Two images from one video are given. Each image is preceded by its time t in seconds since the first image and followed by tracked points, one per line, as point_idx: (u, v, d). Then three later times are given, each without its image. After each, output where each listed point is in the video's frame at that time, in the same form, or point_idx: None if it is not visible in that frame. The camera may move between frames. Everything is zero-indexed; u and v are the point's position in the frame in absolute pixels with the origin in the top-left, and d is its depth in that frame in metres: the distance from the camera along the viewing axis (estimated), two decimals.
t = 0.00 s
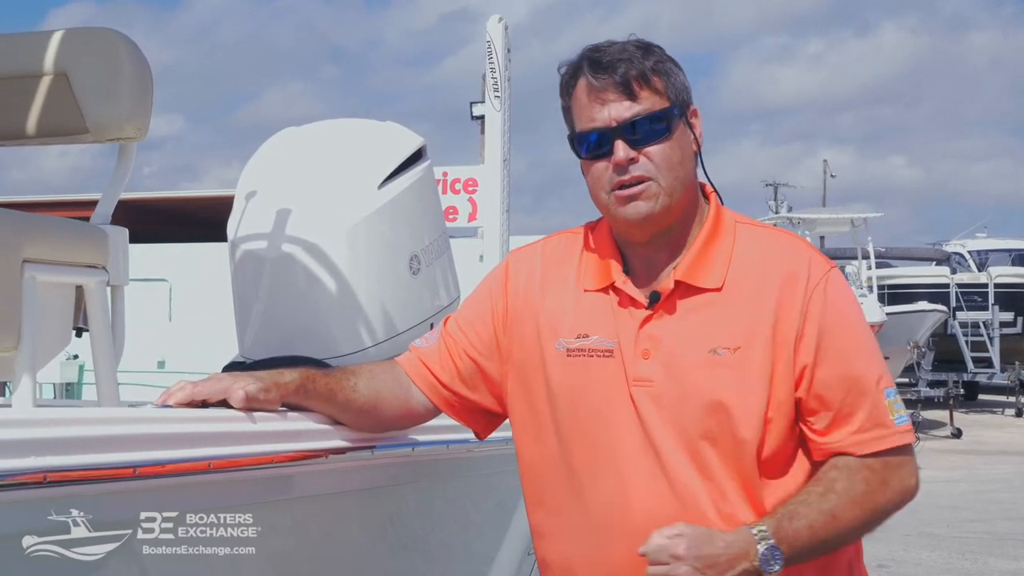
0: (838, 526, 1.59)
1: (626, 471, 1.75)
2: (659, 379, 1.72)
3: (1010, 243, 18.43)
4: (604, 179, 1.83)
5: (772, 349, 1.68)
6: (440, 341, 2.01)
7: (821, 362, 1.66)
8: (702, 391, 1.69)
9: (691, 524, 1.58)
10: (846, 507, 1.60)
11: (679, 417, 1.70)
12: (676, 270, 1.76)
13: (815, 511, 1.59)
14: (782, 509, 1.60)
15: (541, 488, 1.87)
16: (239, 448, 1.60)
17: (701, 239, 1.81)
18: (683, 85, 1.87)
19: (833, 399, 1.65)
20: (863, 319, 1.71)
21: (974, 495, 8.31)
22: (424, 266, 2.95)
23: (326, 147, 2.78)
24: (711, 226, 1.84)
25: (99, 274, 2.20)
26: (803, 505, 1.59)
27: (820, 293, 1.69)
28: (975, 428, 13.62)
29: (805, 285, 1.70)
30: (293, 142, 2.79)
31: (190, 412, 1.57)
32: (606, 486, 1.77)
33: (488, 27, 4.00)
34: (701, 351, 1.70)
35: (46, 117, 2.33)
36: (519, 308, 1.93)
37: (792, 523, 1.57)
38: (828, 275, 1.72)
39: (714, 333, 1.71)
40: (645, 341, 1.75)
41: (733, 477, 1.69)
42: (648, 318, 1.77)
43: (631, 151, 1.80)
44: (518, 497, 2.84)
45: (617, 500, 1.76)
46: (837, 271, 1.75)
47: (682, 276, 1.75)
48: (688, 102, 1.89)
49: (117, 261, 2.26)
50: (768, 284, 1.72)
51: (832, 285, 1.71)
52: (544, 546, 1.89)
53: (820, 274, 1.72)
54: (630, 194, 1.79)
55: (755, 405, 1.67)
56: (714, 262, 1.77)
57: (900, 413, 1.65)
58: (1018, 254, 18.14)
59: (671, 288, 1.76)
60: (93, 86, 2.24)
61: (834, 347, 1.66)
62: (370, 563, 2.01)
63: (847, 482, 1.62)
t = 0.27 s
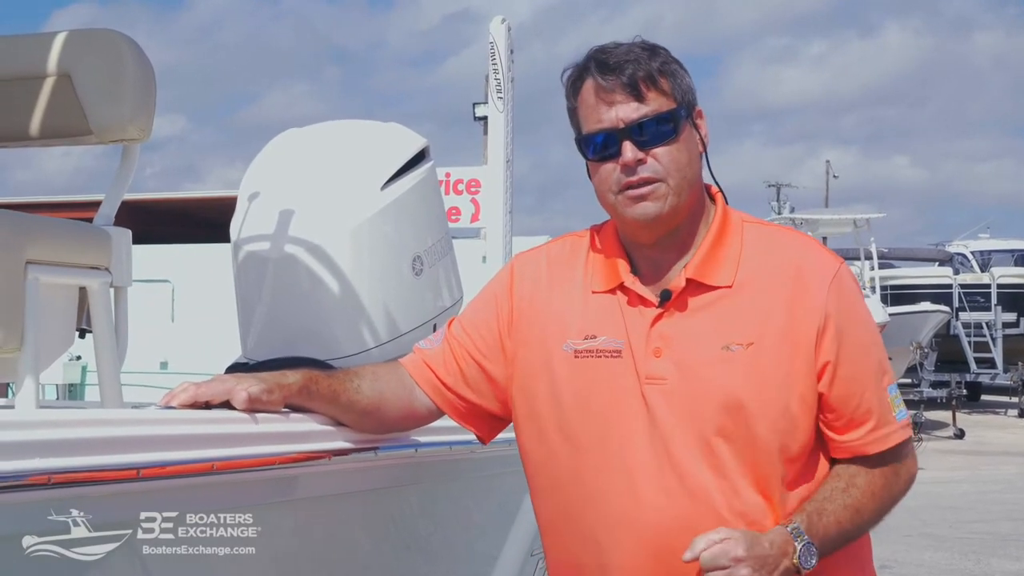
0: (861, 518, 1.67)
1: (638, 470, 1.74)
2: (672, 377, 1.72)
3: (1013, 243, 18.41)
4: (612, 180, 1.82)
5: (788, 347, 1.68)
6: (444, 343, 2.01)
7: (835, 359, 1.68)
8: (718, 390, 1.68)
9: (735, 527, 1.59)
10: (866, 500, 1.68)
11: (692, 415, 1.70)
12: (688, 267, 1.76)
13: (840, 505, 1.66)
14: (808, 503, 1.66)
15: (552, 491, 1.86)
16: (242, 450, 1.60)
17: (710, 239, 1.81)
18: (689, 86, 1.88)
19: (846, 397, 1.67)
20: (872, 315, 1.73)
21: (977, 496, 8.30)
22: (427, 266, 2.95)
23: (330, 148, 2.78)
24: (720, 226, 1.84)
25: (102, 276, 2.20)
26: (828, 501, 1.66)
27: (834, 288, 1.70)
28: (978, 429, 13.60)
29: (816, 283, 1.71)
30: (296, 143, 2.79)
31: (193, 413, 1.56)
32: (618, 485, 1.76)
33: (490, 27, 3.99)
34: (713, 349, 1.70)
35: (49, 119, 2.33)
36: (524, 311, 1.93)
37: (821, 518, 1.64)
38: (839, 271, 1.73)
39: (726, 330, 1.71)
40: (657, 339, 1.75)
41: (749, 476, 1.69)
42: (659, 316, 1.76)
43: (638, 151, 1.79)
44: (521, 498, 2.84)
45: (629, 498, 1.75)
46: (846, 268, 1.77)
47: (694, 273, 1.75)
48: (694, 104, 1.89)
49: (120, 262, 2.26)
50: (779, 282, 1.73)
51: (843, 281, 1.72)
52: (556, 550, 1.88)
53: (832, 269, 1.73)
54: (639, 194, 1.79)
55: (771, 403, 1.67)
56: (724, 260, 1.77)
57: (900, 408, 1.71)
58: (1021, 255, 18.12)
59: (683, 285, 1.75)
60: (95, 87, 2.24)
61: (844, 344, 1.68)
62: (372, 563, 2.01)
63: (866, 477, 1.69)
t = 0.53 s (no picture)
0: (863, 515, 1.67)
1: (641, 470, 1.74)
2: (675, 378, 1.71)
3: (1012, 244, 18.42)
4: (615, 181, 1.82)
5: (791, 347, 1.68)
6: (445, 344, 2.01)
7: (837, 359, 1.67)
8: (722, 390, 1.68)
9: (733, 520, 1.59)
10: (868, 498, 1.67)
11: (696, 416, 1.69)
12: (690, 268, 1.76)
13: (842, 502, 1.66)
14: (810, 499, 1.66)
15: (555, 493, 1.85)
16: (243, 451, 1.60)
17: (712, 239, 1.80)
18: (691, 87, 1.88)
19: (847, 397, 1.67)
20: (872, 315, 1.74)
21: (976, 497, 8.30)
22: (427, 267, 2.95)
23: (330, 149, 2.78)
24: (722, 226, 1.84)
25: (103, 277, 2.20)
26: (830, 496, 1.66)
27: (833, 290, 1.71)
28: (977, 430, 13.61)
29: (819, 284, 1.71)
30: (296, 144, 2.79)
31: (195, 415, 1.56)
32: (621, 485, 1.75)
33: (490, 28, 3.99)
34: (716, 349, 1.70)
35: (49, 119, 2.33)
36: (526, 314, 1.93)
37: (823, 515, 1.63)
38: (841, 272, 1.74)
39: (729, 330, 1.71)
40: (660, 340, 1.75)
41: (753, 477, 1.68)
42: (662, 317, 1.76)
43: (641, 152, 1.79)
44: (521, 498, 2.84)
45: (632, 498, 1.74)
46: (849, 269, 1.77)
47: (695, 274, 1.75)
48: (696, 104, 1.89)
49: (121, 262, 2.26)
50: (782, 283, 1.73)
51: (845, 281, 1.72)
52: (559, 551, 1.87)
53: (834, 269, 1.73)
54: (642, 195, 1.79)
55: (775, 403, 1.67)
56: (727, 261, 1.77)
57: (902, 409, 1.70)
58: (1020, 256, 18.12)
59: (685, 286, 1.75)
60: (96, 87, 2.24)
61: (845, 344, 1.68)
62: (373, 563, 2.01)
63: (868, 475, 1.69)
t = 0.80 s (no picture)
0: (837, 521, 1.63)
1: (643, 471, 1.73)
2: (678, 379, 1.71)
3: (1013, 245, 18.41)
4: (618, 183, 1.82)
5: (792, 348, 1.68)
6: (452, 345, 2.01)
7: (837, 359, 1.67)
8: (724, 391, 1.68)
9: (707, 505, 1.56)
10: (846, 504, 1.63)
11: (697, 416, 1.69)
12: (694, 269, 1.76)
13: (817, 503, 1.62)
14: (786, 497, 1.63)
15: (555, 492, 1.86)
16: (249, 451, 1.60)
17: (715, 240, 1.80)
18: (695, 87, 1.87)
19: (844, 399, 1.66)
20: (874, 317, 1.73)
21: (977, 497, 8.30)
22: (430, 267, 2.95)
23: (333, 149, 2.78)
24: (727, 227, 1.84)
25: (108, 277, 2.19)
26: (805, 496, 1.62)
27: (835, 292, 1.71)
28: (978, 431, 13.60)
29: (820, 286, 1.71)
30: (299, 144, 2.79)
31: (202, 414, 1.56)
32: (623, 485, 1.75)
33: (494, 29, 3.99)
34: (718, 350, 1.70)
35: (54, 120, 2.33)
36: (532, 314, 1.93)
37: (796, 514, 1.60)
38: (843, 274, 1.74)
39: (732, 331, 1.71)
40: (663, 341, 1.74)
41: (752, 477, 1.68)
42: (666, 318, 1.76)
43: (644, 154, 1.79)
44: (525, 499, 2.84)
45: (633, 499, 1.74)
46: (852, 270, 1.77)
47: (699, 275, 1.75)
48: (700, 105, 1.88)
49: (125, 263, 2.26)
50: (784, 284, 1.73)
51: (846, 283, 1.72)
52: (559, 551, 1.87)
53: (836, 272, 1.73)
54: (646, 196, 1.79)
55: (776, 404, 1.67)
56: (731, 262, 1.77)
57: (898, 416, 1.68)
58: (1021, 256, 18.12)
59: (689, 287, 1.75)
60: (101, 87, 2.24)
61: (844, 345, 1.67)
62: (375, 563, 2.01)
63: (849, 481, 1.65)
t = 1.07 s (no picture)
0: (812, 516, 1.57)
1: (645, 472, 1.73)
2: (679, 380, 1.70)
3: (1016, 245, 18.39)
4: (616, 185, 1.82)
5: (791, 348, 1.67)
6: (457, 345, 2.00)
7: (835, 359, 1.66)
8: (724, 392, 1.67)
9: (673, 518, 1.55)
10: (820, 498, 1.58)
11: (697, 417, 1.68)
12: (696, 270, 1.75)
13: (789, 496, 1.57)
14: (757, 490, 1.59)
15: (557, 492, 1.86)
16: (255, 451, 1.59)
17: (717, 240, 1.80)
18: (693, 86, 1.86)
19: (838, 396, 1.65)
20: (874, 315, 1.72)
21: (981, 498, 8.28)
22: (433, 268, 2.95)
23: (333, 149, 2.77)
24: (730, 227, 1.83)
25: (112, 277, 2.19)
26: (777, 489, 1.59)
27: (835, 292, 1.70)
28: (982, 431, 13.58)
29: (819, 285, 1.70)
30: (300, 145, 2.78)
31: (207, 415, 1.56)
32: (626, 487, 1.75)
33: (497, 29, 3.99)
34: (718, 351, 1.69)
35: (58, 120, 2.33)
36: (537, 315, 1.93)
37: (766, 505, 1.56)
38: (843, 273, 1.73)
39: (732, 332, 1.70)
40: (665, 342, 1.74)
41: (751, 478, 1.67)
42: (668, 319, 1.76)
43: (641, 156, 1.79)
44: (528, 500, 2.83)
45: (636, 500, 1.74)
46: (854, 270, 1.76)
47: (701, 276, 1.74)
48: (699, 103, 1.87)
49: (129, 263, 2.26)
50: (784, 284, 1.72)
51: (845, 283, 1.72)
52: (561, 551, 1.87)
53: (836, 272, 1.73)
54: (643, 198, 1.78)
55: (777, 405, 1.65)
56: (733, 262, 1.76)
57: (895, 416, 1.65)
58: None
59: (690, 287, 1.75)
60: (104, 88, 2.24)
61: (842, 345, 1.66)
62: (378, 564, 2.00)
63: (826, 479, 1.61)
